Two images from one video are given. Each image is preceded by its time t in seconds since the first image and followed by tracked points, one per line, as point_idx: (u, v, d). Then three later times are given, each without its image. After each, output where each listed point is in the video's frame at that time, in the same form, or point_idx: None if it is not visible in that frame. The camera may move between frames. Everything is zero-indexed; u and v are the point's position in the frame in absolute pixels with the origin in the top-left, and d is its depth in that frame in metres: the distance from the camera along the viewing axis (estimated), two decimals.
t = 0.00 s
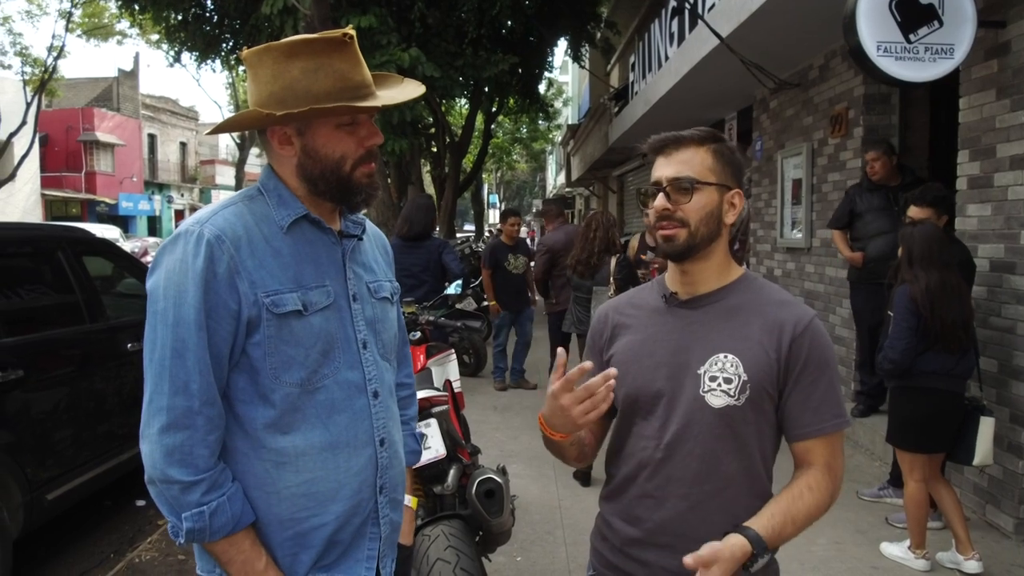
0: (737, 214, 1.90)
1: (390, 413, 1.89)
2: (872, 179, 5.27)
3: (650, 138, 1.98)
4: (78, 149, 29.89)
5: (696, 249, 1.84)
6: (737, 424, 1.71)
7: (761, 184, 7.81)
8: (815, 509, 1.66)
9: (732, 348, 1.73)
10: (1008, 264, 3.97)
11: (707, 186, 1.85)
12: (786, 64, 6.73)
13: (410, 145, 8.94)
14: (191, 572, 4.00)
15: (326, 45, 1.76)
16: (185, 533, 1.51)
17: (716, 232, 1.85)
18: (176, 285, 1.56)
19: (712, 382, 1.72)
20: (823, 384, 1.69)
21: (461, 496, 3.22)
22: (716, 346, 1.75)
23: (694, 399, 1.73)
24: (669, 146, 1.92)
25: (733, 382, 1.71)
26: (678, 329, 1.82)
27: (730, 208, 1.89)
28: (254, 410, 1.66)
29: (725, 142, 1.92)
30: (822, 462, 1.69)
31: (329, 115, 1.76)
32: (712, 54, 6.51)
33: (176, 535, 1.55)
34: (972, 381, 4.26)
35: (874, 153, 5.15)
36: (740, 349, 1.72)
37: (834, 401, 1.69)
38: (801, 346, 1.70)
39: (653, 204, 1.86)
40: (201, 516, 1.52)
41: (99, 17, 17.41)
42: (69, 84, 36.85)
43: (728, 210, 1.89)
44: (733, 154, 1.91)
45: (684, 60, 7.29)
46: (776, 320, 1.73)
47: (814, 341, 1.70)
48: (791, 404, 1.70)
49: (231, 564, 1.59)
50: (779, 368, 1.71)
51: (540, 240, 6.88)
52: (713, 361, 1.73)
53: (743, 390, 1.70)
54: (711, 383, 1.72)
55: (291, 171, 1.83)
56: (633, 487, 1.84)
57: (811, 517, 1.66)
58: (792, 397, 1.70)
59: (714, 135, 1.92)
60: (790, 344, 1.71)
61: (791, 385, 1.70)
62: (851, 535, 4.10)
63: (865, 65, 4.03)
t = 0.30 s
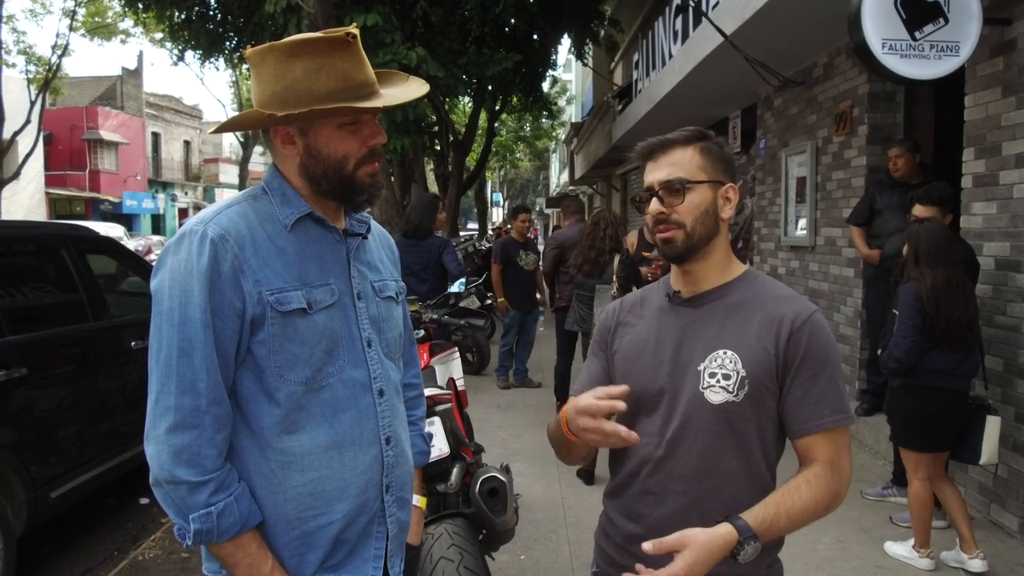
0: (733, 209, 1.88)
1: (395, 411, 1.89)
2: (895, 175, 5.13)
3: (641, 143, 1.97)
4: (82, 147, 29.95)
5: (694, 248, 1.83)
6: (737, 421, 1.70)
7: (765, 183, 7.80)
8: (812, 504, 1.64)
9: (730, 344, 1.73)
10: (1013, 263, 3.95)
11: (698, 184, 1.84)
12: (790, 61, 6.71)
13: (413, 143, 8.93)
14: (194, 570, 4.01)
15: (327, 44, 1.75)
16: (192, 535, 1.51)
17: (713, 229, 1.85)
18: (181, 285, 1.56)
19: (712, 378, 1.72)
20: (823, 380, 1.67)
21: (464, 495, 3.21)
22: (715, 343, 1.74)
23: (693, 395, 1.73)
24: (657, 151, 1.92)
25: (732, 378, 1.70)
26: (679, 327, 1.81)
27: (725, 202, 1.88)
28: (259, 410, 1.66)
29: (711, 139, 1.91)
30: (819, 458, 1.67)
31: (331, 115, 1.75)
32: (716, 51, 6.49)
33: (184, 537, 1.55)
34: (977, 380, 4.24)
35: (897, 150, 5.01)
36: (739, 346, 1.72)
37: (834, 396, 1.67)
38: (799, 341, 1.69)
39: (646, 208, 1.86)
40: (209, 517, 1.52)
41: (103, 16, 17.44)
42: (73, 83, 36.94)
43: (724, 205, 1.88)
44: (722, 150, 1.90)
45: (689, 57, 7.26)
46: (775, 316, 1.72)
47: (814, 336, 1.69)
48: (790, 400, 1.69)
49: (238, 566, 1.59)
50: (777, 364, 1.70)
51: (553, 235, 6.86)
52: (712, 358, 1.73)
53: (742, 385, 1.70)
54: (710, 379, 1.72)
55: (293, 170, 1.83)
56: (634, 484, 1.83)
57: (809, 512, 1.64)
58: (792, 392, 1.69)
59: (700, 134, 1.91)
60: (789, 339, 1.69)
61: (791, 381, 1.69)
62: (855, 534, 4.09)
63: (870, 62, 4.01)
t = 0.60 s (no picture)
0: (733, 206, 1.88)
1: (399, 411, 1.88)
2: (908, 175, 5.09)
3: (637, 141, 1.97)
4: (84, 146, 29.96)
5: (695, 248, 1.82)
6: (749, 425, 1.70)
7: (767, 181, 7.78)
8: (833, 500, 1.67)
9: (740, 346, 1.72)
10: (1016, 262, 3.94)
11: (696, 182, 1.83)
12: (793, 60, 6.70)
13: (415, 141, 8.93)
14: (196, 568, 4.01)
15: (332, 43, 1.75)
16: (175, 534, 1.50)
17: (713, 227, 1.84)
18: (178, 283, 1.56)
19: (722, 381, 1.71)
20: (835, 381, 1.68)
21: (465, 494, 3.21)
22: (724, 345, 1.73)
23: (703, 399, 1.72)
24: (653, 149, 1.91)
25: (743, 381, 1.70)
26: (684, 328, 1.80)
27: (725, 198, 1.87)
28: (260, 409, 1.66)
29: (708, 135, 1.90)
30: (834, 456, 1.69)
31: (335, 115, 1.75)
32: (718, 50, 6.48)
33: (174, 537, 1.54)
34: (980, 379, 4.24)
35: (913, 149, 4.98)
36: (749, 347, 1.71)
37: (846, 396, 1.68)
38: (812, 341, 1.69)
39: (646, 208, 1.86)
40: (192, 517, 1.52)
41: (105, 15, 17.45)
42: (75, 81, 36.96)
43: (723, 201, 1.87)
44: (719, 145, 1.89)
45: (691, 56, 7.26)
46: (784, 317, 1.72)
47: (825, 336, 1.69)
48: (803, 402, 1.70)
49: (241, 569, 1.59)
50: (789, 366, 1.70)
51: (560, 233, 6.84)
52: (721, 360, 1.72)
53: (754, 388, 1.69)
54: (720, 382, 1.71)
55: (298, 169, 1.83)
56: (643, 490, 1.83)
57: (828, 510, 1.66)
58: (804, 394, 1.70)
59: (697, 129, 1.90)
60: (801, 340, 1.69)
61: (803, 382, 1.69)
62: (857, 533, 4.09)
63: (873, 61, 4.00)
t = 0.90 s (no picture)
0: (734, 204, 1.87)
1: (400, 413, 1.88)
2: (907, 173, 5.10)
3: (637, 140, 1.96)
4: (85, 144, 29.97)
5: (695, 248, 1.82)
6: (744, 426, 1.70)
7: (768, 180, 7.78)
8: (825, 505, 1.65)
9: (736, 346, 1.72)
10: (1018, 261, 3.94)
11: (696, 182, 1.83)
12: (794, 58, 6.69)
13: (416, 140, 8.92)
14: (198, 567, 4.02)
15: (337, 43, 1.75)
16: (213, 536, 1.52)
17: (713, 227, 1.84)
18: (192, 283, 1.55)
19: (718, 381, 1.71)
20: (832, 381, 1.67)
21: (467, 493, 3.20)
22: (720, 345, 1.73)
23: (699, 399, 1.72)
24: (653, 149, 1.91)
25: (738, 381, 1.70)
26: (682, 329, 1.80)
27: (726, 198, 1.86)
28: (265, 410, 1.66)
29: (709, 133, 1.90)
30: (831, 458, 1.67)
31: (340, 116, 1.74)
32: (719, 48, 6.47)
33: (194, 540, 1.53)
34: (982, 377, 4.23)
35: (913, 146, 4.99)
36: (745, 347, 1.71)
37: (843, 396, 1.67)
38: (808, 342, 1.68)
39: (646, 208, 1.86)
40: (229, 516, 1.54)
41: (106, 14, 17.45)
42: (76, 80, 36.97)
43: (724, 201, 1.86)
44: (720, 144, 1.89)
45: (692, 55, 7.25)
46: (781, 316, 1.71)
47: (823, 336, 1.68)
48: (800, 402, 1.69)
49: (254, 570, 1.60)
50: (785, 366, 1.69)
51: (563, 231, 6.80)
52: (717, 360, 1.72)
53: (749, 389, 1.69)
54: (716, 382, 1.71)
55: (301, 169, 1.83)
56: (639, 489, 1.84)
57: (824, 512, 1.65)
58: (801, 394, 1.69)
59: (698, 128, 1.89)
60: (797, 339, 1.69)
61: (800, 383, 1.68)
62: (859, 532, 4.08)
63: (875, 59, 4.00)
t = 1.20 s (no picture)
0: (737, 203, 1.86)
1: (403, 411, 1.88)
2: (897, 171, 5.12)
3: (639, 137, 1.96)
4: (85, 143, 29.95)
5: (696, 246, 1.82)
6: (745, 424, 1.69)
7: (769, 179, 7.77)
8: (808, 502, 1.63)
9: (737, 345, 1.71)
10: (1019, 259, 3.93)
11: (699, 181, 1.82)
12: (795, 57, 6.69)
13: (416, 138, 8.92)
14: (199, 565, 4.01)
15: (344, 43, 1.74)
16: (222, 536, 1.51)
17: (715, 226, 1.83)
18: (199, 283, 1.54)
19: (720, 380, 1.71)
20: (832, 379, 1.66)
21: (468, 491, 3.20)
22: (722, 344, 1.73)
23: (700, 397, 1.72)
24: (655, 146, 1.91)
25: (740, 380, 1.69)
26: (685, 327, 1.80)
27: (729, 196, 1.86)
28: (270, 409, 1.66)
29: (712, 130, 1.89)
30: (819, 459, 1.67)
31: (344, 116, 1.74)
32: (721, 47, 6.46)
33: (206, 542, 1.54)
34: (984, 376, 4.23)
35: (901, 145, 5.00)
36: (746, 346, 1.70)
37: (842, 396, 1.66)
38: (809, 341, 1.67)
39: (647, 204, 1.85)
40: (239, 516, 1.54)
41: (106, 12, 17.42)
42: (76, 79, 36.96)
43: (727, 199, 1.86)
44: (724, 142, 1.88)
45: (693, 53, 7.24)
46: (783, 314, 1.71)
47: (824, 335, 1.67)
48: (797, 402, 1.67)
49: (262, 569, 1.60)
50: (786, 365, 1.69)
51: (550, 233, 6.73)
52: (719, 359, 1.72)
53: (750, 387, 1.69)
54: (718, 381, 1.71)
55: (304, 167, 1.82)
56: (640, 487, 1.84)
57: (807, 510, 1.63)
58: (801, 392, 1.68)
59: (701, 125, 1.89)
60: (799, 337, 1.68)
61: (798, 383, 1.67)
62: (860, 531, 4.08)
63: (877, 58, 3.99)
